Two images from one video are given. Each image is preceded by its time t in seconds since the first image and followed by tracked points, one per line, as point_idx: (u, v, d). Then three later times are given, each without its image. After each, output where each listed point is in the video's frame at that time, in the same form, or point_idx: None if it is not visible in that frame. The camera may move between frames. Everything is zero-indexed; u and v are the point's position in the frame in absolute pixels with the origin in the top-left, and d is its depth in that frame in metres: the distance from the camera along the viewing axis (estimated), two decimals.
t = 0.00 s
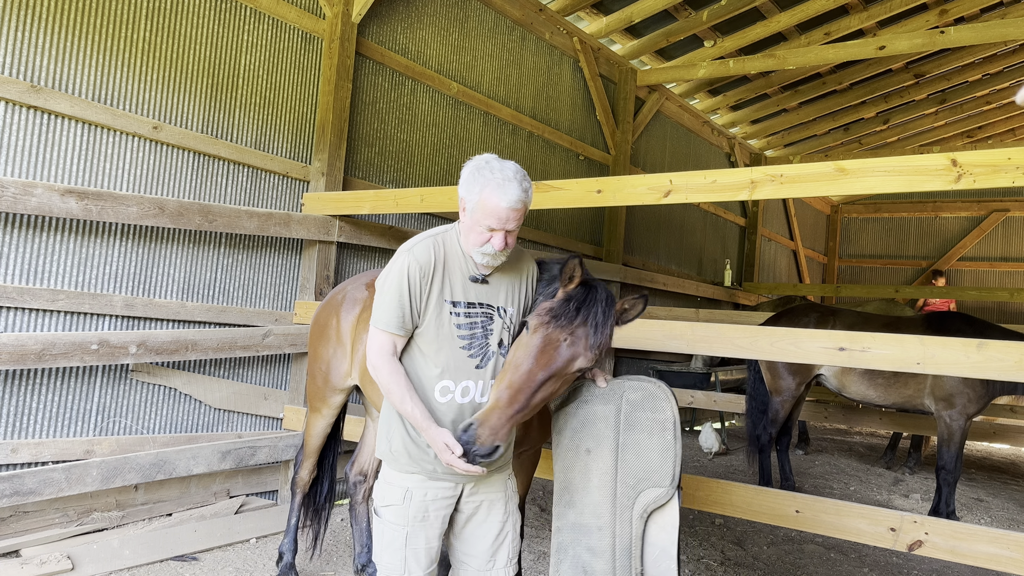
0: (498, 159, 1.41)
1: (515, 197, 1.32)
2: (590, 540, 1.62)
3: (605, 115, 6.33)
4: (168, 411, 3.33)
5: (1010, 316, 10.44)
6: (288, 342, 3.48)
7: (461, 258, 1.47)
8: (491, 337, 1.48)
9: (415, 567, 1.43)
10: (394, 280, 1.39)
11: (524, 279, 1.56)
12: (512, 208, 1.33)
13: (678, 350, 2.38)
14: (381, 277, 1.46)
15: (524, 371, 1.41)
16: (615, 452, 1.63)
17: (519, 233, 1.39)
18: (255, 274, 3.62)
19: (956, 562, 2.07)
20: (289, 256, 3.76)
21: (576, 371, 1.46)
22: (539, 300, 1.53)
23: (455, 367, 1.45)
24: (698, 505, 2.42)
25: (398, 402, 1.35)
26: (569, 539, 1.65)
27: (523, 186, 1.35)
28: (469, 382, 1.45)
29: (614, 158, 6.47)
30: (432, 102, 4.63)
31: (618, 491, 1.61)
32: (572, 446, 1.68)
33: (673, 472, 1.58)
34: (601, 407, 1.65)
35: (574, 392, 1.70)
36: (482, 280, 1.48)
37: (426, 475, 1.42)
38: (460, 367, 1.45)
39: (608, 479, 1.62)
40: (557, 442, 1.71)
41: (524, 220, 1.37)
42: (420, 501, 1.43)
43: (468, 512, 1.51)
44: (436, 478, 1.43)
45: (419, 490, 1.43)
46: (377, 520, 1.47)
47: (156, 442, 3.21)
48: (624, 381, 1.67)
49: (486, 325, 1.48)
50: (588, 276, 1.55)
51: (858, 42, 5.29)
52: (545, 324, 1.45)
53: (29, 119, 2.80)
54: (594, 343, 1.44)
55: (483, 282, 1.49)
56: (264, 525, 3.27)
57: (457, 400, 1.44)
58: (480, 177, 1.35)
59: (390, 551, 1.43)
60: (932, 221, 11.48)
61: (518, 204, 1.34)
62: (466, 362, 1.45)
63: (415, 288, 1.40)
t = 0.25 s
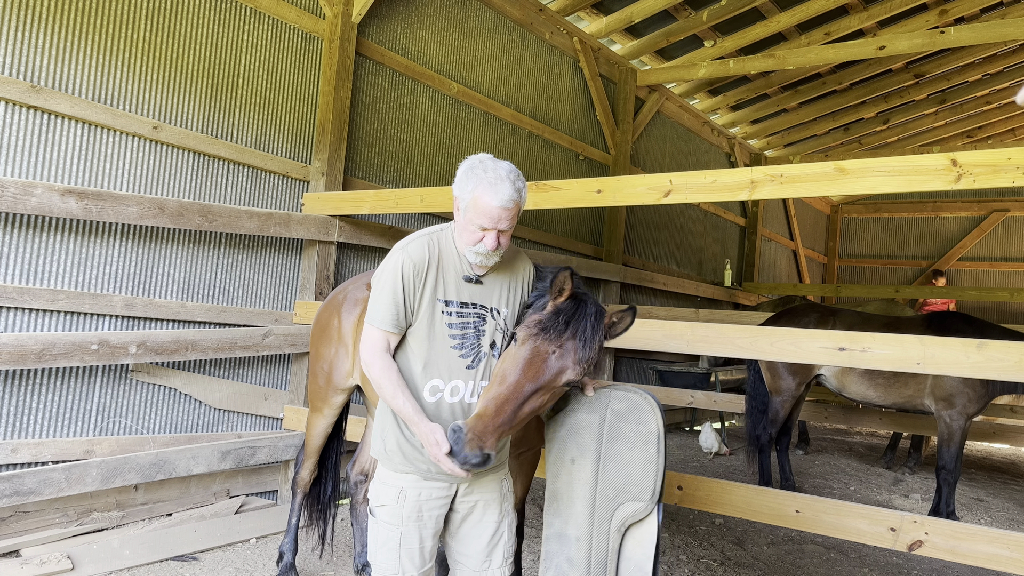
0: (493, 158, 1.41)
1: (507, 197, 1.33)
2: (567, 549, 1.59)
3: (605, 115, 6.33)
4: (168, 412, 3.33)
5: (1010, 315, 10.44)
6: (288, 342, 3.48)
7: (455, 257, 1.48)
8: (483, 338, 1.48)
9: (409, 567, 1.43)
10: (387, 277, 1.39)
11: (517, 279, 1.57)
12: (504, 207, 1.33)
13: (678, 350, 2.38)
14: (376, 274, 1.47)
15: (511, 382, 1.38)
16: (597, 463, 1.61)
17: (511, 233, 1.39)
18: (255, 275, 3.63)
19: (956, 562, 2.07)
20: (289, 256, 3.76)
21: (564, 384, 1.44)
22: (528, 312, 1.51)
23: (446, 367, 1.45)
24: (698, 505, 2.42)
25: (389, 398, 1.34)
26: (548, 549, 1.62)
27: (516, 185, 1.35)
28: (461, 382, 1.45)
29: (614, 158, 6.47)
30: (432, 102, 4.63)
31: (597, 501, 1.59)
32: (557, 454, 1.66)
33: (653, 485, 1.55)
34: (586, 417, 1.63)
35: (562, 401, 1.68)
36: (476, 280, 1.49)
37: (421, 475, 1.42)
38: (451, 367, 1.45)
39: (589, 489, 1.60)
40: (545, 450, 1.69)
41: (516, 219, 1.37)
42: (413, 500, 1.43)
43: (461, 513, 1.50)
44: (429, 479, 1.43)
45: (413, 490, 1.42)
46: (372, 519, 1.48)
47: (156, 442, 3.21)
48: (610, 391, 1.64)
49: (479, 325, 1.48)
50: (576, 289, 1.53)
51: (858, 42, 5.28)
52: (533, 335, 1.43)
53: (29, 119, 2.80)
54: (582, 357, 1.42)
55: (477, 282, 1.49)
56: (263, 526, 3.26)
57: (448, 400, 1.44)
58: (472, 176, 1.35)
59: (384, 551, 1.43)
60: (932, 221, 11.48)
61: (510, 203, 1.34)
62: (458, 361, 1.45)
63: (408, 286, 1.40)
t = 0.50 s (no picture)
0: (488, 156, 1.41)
1: (498, 195, 1.32)
2: (555, 551, 1.54)
3: (605, 115, 6.33)
4: (168, 412, 3.33)
5: (1010, 315, 10.43)
6: (288, 342, 3.47)
7: (450, 256, 1.48)
8: (477, 336, 1.48)
9: (404, 567, 1.43)
10: (380, 275, 1.40)
11: (514, 278, 1.57)
12: (496, 204, 1.33)
13: (678, 350, 2.38)
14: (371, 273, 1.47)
15: (508, 371, 1.36)
16: (585, 466, 1.55)
17: (504, 231, 1.39)
18: (255, 275, 3.63)
19: (956, 562, 2.07)
20: (289, 255, 3.76)
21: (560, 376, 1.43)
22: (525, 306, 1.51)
23: (440, 365, 1.44)
24: (698, 505, 2.42)
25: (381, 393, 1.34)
26: (537, 551, 1.58)
27: (508, 183, 1.35)
28: (455, 380, 1.45)
29: (614, 158, 6.47)
30: (432, 102, 4.63)
31: (585, 505, 1.53)
32: (547, 454, 1.61)
33: (641, 492, 1.49)
34: (575, 419, 1.58)
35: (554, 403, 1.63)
36: (470, 279, 1.49)
37: (415, 474, 1.43)
38: (445, 365, 1.45)
39: (575, 492, 1.54)
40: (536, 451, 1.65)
41: (509, 217, 1.37)
42: (409, 500, 1.43)
43: (457, 513, 1.51)
44: (424, 478, 1.43)
45: (408, 489, 1.43)
46: (368, 518, 1.48)
47: (156, 442, 3.21)
48: (600, 395, 1.59)
49: (473, 324, 1.47)
50: (572, 285, 1.54)
51: (858, 42, 5.28)
52: (531, 326, 1.42)
53: (29, 119, 2.80)
54: (580, 349, 1.42)
55: (471, 281, 1.49)
56: (264, 525, 3.26)
57: (442, 398, 1.43)
58: (465, 174, 1.35)
59: (379, 550, 1.43)
60: (932, 221, 11.48)
61: (502, 201, 1.34)
62: (451, 361, 1.45)
63: (401, 284, 1.41)
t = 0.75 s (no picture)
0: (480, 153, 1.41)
1: (491, 192, 1.32)
2: (545, 542, 1.47)
3: (605, 115, 6.33)
4: (168, 412, 3.33)
5: (1010, 315, 10.44)
6: (288, 342, 3.47)
7: (446, 256, 1.48)
8: (477, 334, 1.48)
9: (404, 567, 1.43)
10: (376, 277, 1.40)
11: (512, 276, 1.56)
12: (489, 201, 1.33)
13: (678, 350, 2.38)
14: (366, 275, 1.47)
15: (513, 349, 1.37)
16: (573, 457, 1.46)
17: (498, 228, 1.39)
18: (255, 275, 3.63)
19: (956, 562, 2.07)
20: (289, 256, 3.76)
21: (566, 355, 1.42)
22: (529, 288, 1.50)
23: (439, 364, 1.44)
24: (698, 505, 2.42)
25: (380, 391, 1.34)
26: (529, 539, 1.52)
27: (500, 179, 1.35)
28: (454, 379, 1.45)
29: (614, 158, 6.48)
30: (432, 102, 4.63)
31: (573, 496, 1.45)
32: (540, 444, 1.54)
33: (629, 483, 1.41)
34: (567, 409, 1.50)
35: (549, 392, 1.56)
36: (467, 278, 1.49)
37: (415, 474, 1.42)
38: (444, 365, 1.45)
39: (564, 484, 1.46)
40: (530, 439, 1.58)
41: (503, 214, 1.37)
42: (409, 499, 1.43)
43: (457, 512, 1.51)
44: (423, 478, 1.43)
45: (407, 489, 1.43)
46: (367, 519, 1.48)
47: (156, 442, 3.21)
48: (592, 383, 1.51)
49: (472, 322, 1.48)
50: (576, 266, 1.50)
51: (858, 42, 5.28)
52: (535, 305, 1.42)
53: (29, 119, 2.80)
54: (585, 328, 1.40)
55: (468, 280, 1.49)
56: (264, 525, 3.26)
57: (441, 397, 1.43)
58: (457, 172, 1.35)
59: (379, 549, 1.43)
60: (932, 221, 11.48)
61: (494, 197, 1.34)
62: (451, 360, 1.45)
63: (398, 285, 1.40)
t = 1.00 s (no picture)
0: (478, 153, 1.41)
1: (491, 189, 1.33)
2: (546, 526, 1.44)
3: (605, 115, 6.33)
4: (168, 412, 3.33)
5: (1010, 316, 10.44)
6: (288, 342, 3.47)
7: (449, 256, 1.48)
8: (481, 333, 1.48)
9: (406, 567, 1.43)
10: (381, 278, 1.40)
11: (515, 274, 1.56)
12: (489, 198, 1.33)
13: (678, 350, 2.38)
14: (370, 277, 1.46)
15: (514, 343, 1.36)
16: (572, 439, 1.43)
17: (499, 226, 1.39)
18: (255, 275, 3.63)
19: (955, 562, 2.07)
20: (289, 256, 3.76)
21: (569, 350, 1.40)
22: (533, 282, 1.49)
23: (445, 365, 1.45)
24: (698, 505, 2.42)
25: (390, 390, 1.33)
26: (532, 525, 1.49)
27: (499, 176, 1.35)
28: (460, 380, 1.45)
29: (614, 158, 6.48)
30: (432, 102, 4.63)
31: (571, 478, 1.41)
32: (545, 428, 1.51)
33: (625, 462, 1.36)
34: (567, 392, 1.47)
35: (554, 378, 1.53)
36: (470, 278, 1.49)
37: (418, 474, 1.43)
38: (450, 365, 1.45)
39: (563, 466, 1.43)
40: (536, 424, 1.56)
41: (503, 211, 1.37)
42: (411, 499, 1.43)
43: (459, 512, 1.51)
44: (427, 478, 1.43)
45: (410, 490, 1.43)
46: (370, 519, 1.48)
47: (156, 442, 3.21)
48: (592, 364, 1.46)
49: (476, 322, 1.48)
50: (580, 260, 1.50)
51: (858, 42, 5.28)
52: (536, 299, 1.41)
53: (29, 119, 2.80)
54: (587, 321, 1.38)
55: (471, 280, 1.49)
56: (263, 526, 3.26)
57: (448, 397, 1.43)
58: (456, 171, 1.35)
59: (382, 550, 1.44)
60: (932, 221, 11.48)
61: (495, 194, 1.34)
62: (456, 360, 1.46)
63: (402, 286, 1.41)
